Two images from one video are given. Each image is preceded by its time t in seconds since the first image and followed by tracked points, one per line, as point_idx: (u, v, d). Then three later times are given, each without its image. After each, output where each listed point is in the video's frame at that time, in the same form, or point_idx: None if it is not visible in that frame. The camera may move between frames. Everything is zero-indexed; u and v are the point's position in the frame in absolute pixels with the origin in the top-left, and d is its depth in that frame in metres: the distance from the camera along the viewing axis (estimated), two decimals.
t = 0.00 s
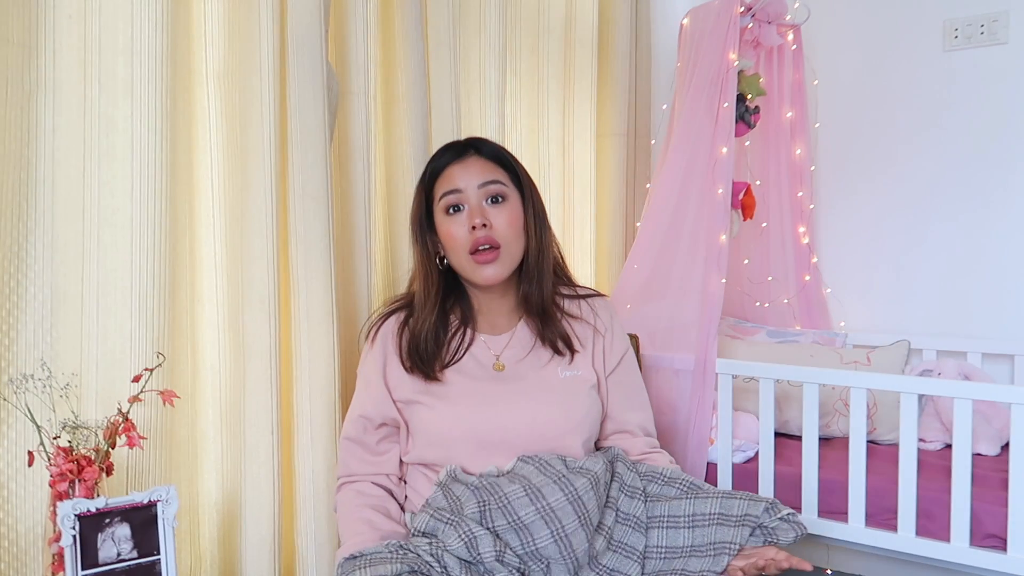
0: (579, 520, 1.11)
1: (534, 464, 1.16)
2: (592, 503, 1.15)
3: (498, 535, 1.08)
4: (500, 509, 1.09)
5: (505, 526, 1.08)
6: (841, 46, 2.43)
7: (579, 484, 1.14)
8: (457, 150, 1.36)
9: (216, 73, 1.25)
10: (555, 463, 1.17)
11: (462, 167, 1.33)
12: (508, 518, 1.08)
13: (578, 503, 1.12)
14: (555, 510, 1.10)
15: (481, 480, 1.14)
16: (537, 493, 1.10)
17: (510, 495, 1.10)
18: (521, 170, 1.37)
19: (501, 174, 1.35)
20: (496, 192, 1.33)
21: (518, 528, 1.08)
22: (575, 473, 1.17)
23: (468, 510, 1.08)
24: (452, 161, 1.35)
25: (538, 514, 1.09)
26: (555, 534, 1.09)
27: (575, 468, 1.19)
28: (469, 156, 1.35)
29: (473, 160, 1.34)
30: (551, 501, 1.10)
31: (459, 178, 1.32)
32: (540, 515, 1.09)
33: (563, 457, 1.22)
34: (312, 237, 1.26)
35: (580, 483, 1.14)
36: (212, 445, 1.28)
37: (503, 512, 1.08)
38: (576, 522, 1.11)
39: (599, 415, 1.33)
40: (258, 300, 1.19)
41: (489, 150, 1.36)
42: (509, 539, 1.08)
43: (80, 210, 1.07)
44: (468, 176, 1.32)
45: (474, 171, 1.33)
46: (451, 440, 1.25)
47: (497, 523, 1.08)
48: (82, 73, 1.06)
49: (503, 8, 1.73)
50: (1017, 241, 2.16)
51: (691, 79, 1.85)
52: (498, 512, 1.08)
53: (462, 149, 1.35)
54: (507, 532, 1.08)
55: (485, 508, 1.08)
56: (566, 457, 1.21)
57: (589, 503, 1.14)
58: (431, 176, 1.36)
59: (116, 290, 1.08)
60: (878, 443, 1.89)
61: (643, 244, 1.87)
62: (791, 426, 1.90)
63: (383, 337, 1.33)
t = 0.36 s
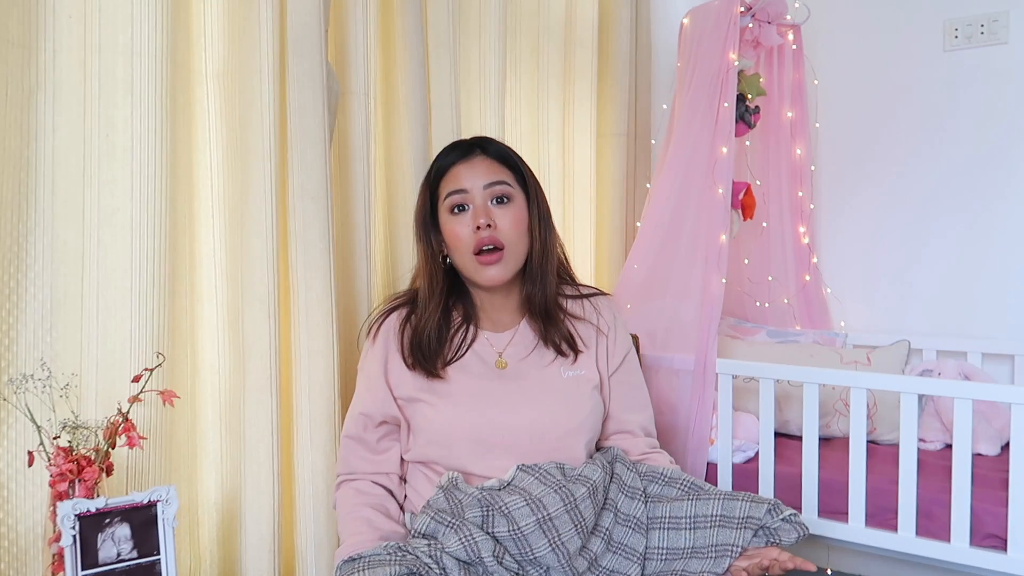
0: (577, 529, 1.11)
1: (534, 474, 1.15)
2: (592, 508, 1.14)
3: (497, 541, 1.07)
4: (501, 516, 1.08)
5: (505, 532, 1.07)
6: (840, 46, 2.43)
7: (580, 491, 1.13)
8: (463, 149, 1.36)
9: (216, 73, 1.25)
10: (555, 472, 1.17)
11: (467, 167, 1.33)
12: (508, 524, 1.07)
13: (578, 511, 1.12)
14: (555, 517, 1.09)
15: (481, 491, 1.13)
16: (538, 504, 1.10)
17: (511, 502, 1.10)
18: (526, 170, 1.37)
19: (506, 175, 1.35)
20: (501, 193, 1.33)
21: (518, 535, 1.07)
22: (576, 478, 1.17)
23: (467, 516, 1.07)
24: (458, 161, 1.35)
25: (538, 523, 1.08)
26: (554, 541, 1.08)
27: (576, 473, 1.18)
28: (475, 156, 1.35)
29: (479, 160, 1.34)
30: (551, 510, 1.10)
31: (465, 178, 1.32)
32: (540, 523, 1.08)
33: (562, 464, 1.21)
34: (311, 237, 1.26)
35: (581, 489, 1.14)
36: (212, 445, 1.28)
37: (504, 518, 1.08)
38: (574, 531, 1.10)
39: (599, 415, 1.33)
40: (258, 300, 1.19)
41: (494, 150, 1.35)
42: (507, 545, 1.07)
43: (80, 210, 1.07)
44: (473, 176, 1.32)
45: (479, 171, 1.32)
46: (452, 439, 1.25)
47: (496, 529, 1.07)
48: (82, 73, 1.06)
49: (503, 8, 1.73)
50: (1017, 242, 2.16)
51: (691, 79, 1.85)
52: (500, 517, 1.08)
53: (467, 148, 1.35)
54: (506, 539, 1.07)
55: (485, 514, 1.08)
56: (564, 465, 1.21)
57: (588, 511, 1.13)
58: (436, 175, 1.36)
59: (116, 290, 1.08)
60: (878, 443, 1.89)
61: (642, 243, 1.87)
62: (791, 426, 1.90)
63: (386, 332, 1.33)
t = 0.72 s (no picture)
0: (576, 529, 1.11)
1: (534, 474, 1.16)
2: (591, 508, 1.14)
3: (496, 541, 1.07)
4: (500, 516, 1.08)
5: (505, 531, 1.07)
6: (841, 45, 2.42)
7: (579, 491, 1.14)
8: (463, 151, 1.35)
9: (216, 73, 1.25)
10: (555, 472, 1.17)
11: (466, 170, 1.33)
12: (508, 524, 1.07)
13: (578, 511, 1.12)
14: (554, 516, 1.09)
15: (481, 491, 1.13)
16: (538, 503, 1.10)
17: (511, 502, 1.10)
18: (525, 172, 1.37)
19: (505, 178, 1.34)
20: (500, 197, 1.32)
21: (517, 534, 1.07)
22: (576, 479, 1.17)
23: (467, 516, 1.08)
24: (457, 164, 1.35)
25: (537, 523, 1.08)
26: (553, 540, 1.08)
27: (576, 474, 1.18)
28: (474, 158, 1.35)
29: (478, 163, 1.34)
30: (551, 510, 1.10)
31: (463, 181, 1.32)
32: (540, 522, 1.08)
33: (562, 464, 1.22)
34: (311, 237, 1.26)
35: (580, 489, 1.14)
36: (212, 445, 1.28)
37: (504, 518, 1.08)
38: (574, 531, 1.10)
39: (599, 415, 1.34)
40: (258, 300, 1.19)
41: (493, 152, 1.35)
42: (507, 544, 1.07)
43: (80, 210, 1.07)
44: (472, 179, 1.32)
45: (478, 174, 1.32)
46: (452, 439, 1.25)
47: (495, 529, 1.07)
48: (81, 73, 1.06)
49: (503, 8, 1.73)
50: (1017, 242, 2.16)
51: (691, 79, 1.85)
52: (499, 516, 1.08)
53: (467, 150, 1.35)
54: (506, 539, 1.07)
55: (485, 514, 1.08)
56: (564, 465, 1.21)
57: (588, 511, 1.13)
58: (436, 177, 1.36)
59: (116, 290, 1.08)
60: (878, 443, 1.89)
61: (642, 243, 1.87)
62: (791, 426, 1.90)
63: (387, 325, 1.33)
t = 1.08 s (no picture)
0: (576, 532, 1.11)
1: (535, 476, 1.15)
2: (591, 511, 1.14)
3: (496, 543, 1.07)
4: (501, 519, 1.08)
5: (505, 534, 1.07)
6: (841, 45, 2.42)
7: (579, 495, 1.14)
8: (468, 152, 1.35)
9: (216, 73, 1.25)
10: (555, 475, 1.16)
11: (472, 172, 1.32)
12: (508, 527, 1.07)
13: (577, 515, 1.12)
14: (554, 519, 1.09)
15: (481, 494, 1.13)
16: (538, 507, 1.10)
17: (510, 505, 1.10)
18: (531, 174, 1.37)
19: (512, 180, 1.34)
20: (507, 200, 1.32)
21: (517, 537, 1.07)
22: (576, 481, 1.17)
23: (467, 519, 1.07)
24: (464, 165, 1.34)
25: (537, 527, 1.08)
26: (553, 543, 1.08)
27: (576, 476, 1.18)
28: (480, 160, 1.34)
29: (485, 165, 1.33)
30: (551, 513, 1.10)
31: (470, 183, 1.31)
32: (539, 526, 1.08)
33: (562, 466, 1.22)
34: (312, 236, 1.26)
35: (580, 492, 1.14)
36: (212, 445, 1.28)
37: (504, 521, 1.08)
38: (574, 534, 1.10)
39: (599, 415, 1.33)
40: (258, 300, 1.19)
41: (499, 154, 1.35)
42: (507, 547, 1.07)
43: (80, 210, 1.07)
44: (479, 181, 1.31)
45: (486, 177, 1.32)
46: (453, 439, 1.25)
47: (495, 531, 1.07)
48: (81, 73, 1.06)
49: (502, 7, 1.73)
50: (1017, 242, 2.16)
51: (691, 79, 1.85)
52: (500, 517, 1.08)
53: (472, 151, 1.34)
54: (505, 542, 1.07)
55: (485, 516, 1.08)
56: (564, 467, 1.21)
57: (587, 514, 1.13)
58: (440, 177, 1.35)
59: (116, 290, 1.08)
60: (878, 443, 1.89)
61: (643, 243, 1.87)
62: (791, 426, 1.90)
63: (385, 327, 1.33)
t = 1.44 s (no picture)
0: (576, 533, 1.11)
1: (534, 477, 1.15)
2: (591, 512, 1.14)
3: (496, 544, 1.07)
4: (501, 520, 1.08)
5: (505, 536, 1.07)
6: (841, 46, 2.42)
7: (579, 497, 1.14)
8: (467, 154, 1.34)
9: (216, 73, 1.25)
10: (554, 477, 1.16)
11: (471, 175, 1.31)
12: (508, 529, 1.07)
13: (577, 516, 1.12)
14: (554, 521, 1.09)
15: (481, 496, 1.13)
16: (538, 508, 1.10)
17: (510, 507, 1.10)
18: (529, 178, 1.37)
19: (511, 184, 1.34)
20: (505, 204, 1.32)
21: (517, 538, 1.07)
22: (577, 482, 1.17)
23: (467, 520, 1.07)
24: (463, 167, 1.33)
25: (537, 528, 1.08)
26: (552, 545, 1.08)
27: (576, 477, 1.18)
28: (479, 163, 1.34)
29: (484, 168, 1.33)
30: (551, 515, 1.10)
31: (469, 187, 1.31)
32: (539, 527, 1.08)
33: (562, 468, 1.22)
34: (312, 236, 1.26)
35: (580, 493, 1.14)
36: (212, 446, 1.28)
37: (503, 523, 1.08)
38: (574, 535, 1.10)
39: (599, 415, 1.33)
40: (258, 300, 1.19)
41: (498, 156, 1.34)
42: (507, 548, 1.07)
43: (80, 210, 1.07)
44: (477, 185, 1.31)
45: (484, 180, 1.31)
46: (453, 439, 1.25)
47: (495, 533, 1.07)
48: (81, 73, 1.06)
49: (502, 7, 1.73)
50: (1017, 241, 2.17)
51: (690, 79, 1.85)
52: (501, 517, 1.08)
53: (471, 153, 1.34)
54: (506, 544, 1.07)
55: (485, 517, 1.08)
56: (564, 468, 1.21)
57: (587, 516, 1.13)
58: (439, 178, 1.34)
59: (116, 290, 1.08)
60: (878, 443, 1.89)
61: (643, 243, 1.87)
62: (791, 427, 1.90)
63: (383, 327, 1.32)
